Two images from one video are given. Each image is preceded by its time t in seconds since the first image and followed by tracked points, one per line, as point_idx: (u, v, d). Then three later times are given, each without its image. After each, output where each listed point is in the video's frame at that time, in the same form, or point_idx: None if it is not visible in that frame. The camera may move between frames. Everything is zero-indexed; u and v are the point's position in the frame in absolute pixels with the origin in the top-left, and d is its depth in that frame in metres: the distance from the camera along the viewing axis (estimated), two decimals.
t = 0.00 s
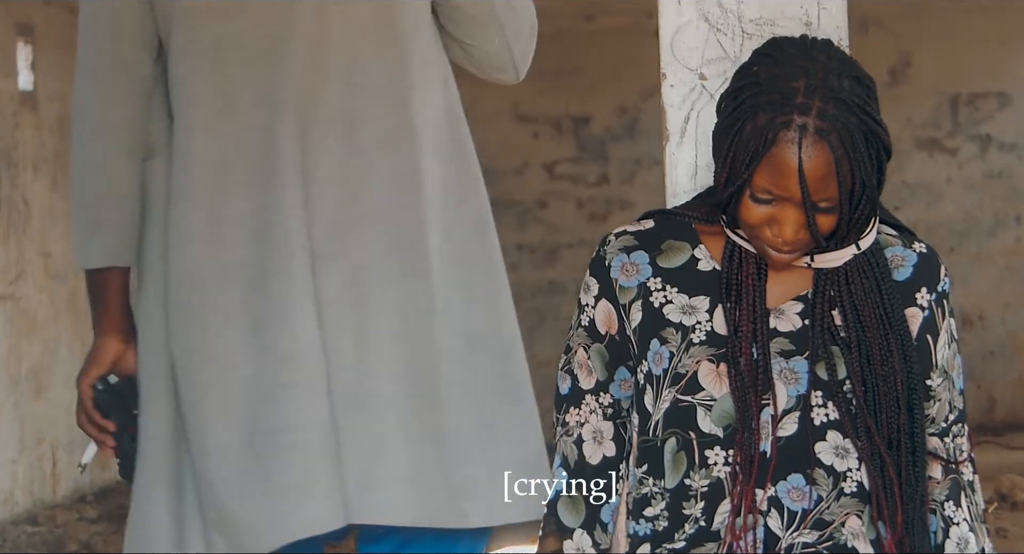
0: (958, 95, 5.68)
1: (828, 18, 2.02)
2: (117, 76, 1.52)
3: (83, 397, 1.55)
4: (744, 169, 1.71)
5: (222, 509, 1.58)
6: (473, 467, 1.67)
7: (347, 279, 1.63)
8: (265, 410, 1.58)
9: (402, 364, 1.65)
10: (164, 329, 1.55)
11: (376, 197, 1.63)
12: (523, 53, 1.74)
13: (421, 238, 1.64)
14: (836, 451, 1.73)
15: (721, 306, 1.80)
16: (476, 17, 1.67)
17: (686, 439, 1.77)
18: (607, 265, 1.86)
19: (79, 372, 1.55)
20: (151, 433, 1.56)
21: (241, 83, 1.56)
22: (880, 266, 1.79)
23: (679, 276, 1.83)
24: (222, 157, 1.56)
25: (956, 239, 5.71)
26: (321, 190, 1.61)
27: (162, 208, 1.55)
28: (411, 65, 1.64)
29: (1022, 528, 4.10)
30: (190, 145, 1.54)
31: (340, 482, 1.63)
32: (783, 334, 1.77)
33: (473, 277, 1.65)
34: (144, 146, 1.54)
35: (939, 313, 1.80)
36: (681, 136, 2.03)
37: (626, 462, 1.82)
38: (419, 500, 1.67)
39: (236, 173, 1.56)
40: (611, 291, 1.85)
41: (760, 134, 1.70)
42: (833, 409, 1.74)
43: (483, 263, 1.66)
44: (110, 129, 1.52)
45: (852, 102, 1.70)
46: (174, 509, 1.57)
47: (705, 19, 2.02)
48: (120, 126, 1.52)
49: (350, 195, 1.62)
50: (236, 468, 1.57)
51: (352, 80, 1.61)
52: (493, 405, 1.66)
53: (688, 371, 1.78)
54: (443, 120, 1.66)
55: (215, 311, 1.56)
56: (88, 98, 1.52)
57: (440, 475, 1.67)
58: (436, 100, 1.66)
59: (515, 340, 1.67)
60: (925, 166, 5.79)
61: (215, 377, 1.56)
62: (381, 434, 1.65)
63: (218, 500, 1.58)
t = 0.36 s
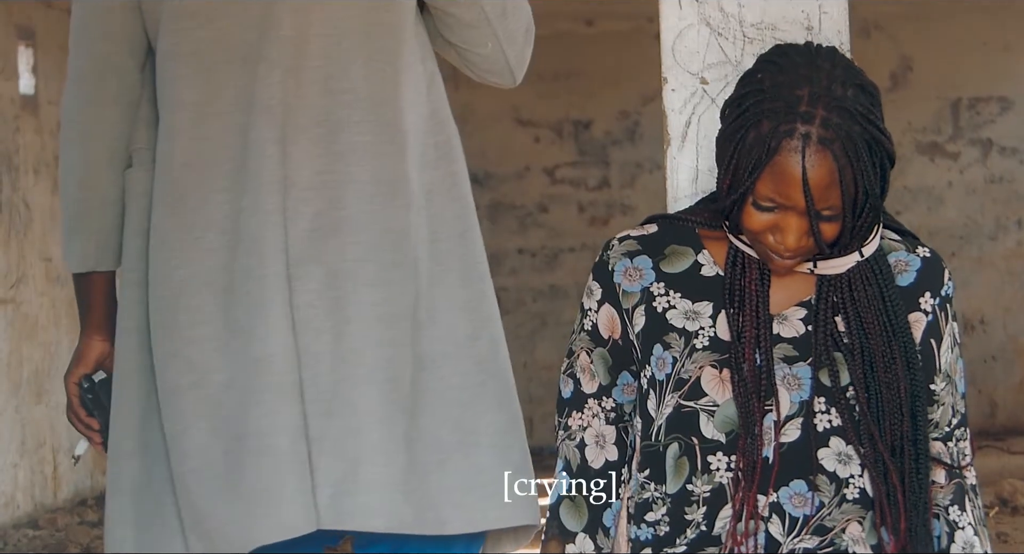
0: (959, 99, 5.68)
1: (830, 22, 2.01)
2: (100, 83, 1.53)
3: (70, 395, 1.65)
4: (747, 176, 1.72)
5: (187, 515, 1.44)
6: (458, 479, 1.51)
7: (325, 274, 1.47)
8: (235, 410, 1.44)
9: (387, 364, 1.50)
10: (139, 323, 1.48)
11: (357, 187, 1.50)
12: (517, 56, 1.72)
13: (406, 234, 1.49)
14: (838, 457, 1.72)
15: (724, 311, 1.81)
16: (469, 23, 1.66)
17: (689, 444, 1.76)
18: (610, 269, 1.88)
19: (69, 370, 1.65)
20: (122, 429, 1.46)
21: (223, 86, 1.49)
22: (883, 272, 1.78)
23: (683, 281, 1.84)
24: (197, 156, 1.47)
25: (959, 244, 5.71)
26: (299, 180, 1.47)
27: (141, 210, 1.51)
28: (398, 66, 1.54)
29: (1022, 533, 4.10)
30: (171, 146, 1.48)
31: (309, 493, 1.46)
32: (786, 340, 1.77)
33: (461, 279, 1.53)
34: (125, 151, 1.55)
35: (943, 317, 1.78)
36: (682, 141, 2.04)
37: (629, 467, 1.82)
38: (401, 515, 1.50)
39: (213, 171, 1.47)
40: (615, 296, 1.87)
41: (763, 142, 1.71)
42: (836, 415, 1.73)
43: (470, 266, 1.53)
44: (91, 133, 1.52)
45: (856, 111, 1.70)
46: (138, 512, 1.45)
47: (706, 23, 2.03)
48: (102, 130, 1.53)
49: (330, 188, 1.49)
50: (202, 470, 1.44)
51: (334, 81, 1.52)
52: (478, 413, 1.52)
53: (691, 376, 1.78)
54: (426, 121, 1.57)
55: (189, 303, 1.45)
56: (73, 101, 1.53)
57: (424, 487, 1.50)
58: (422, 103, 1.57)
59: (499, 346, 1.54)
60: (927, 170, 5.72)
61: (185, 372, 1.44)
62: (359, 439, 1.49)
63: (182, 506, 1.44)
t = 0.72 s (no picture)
0: (959, 100, 5.67)
1: (830, 24, 2.01)
2: (99, 88, 1.52)
3: (63, 402, 1.64)
4: (765, 179, 1.72)
5: (191, 520, 1.43)
6: (463, 482, 1.52)
7: (328, 278, 1.47)
8: (239, 414, 1.44)
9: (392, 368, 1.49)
10: (142, 329, 1.48)
11: (361, 191, 1.50)
12: (509, 61, 1.75)
13: (407, 237, 1.49)
14: (844, 463, 1.71)
15: (734, 314, 1.80)
16: (464, 28, 1.68)
17: (694, 444, 1.76)
18: (623, 266, 1.87)
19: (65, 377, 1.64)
20: (126, 436, 1.46)
21: (225, 91, 1.49)
22: (894, 280, 1.78)
23: (693, 281, 1.84)
24: (202, 161, 1.47)
25: (959, 244, 5.71)
26: (301, 182, 1.47)
27: (141, 214, 1.51)
28: (395, 69, 1.54)
29: None
30: (173, 151, 1.48)
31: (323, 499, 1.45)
32: (795, 344, 1.77)
33: (461, 282, 1.54)
34: (124, 151, 1.55)
35: (953, 329, 1.78)
36: (682, 143, 2.04)
37: (632, 466, 1.83)
38: (406, 519, 1.50)
39: (217, 173, 1.47)
40: (626, 292, 1.86)
41: (782, 146, 1.71)
42: (844, 421, 1.72)
43: (471, 268, 1.55)
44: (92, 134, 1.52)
45: (876, 118, 1.71)
46: (143, 517, 1.46)
47: (705, 25, 2.03)
48: (100, 133, 1.53)
49: (332, 192, 1.49)
50: (205, 476, 1.43)
51: (335, 85, 1.51)
52: (481, 417, 1.53)
53: (700, 376, 1.78)
54: (424, 124, 1.58)
55: (193, 306, 1.45)
56: (69, 106, 1.53)
57: (429, 490, 1.50)
58: (420, 105, 1.58)
59: (500, 348, 1.54)
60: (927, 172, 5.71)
61: (190, 377, 1.44)
62: (364, 444, 1.48)
63: (186, 511, 1.44)
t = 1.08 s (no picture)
0: (959, 100, 5.67)
1: (830, 24, 2.03)
2: (108, 92, 1.53)
3: (65, 407, 1.66)
4: (711, 184, 1.73)
5: (215, 520, 1.48)
6: (473, 474, 1.61)
7: (347, 279, 1.55)
8: (261, 414, 1.49)
9: (407, 367, 1.57)
10: (161, 330, 1.53)
11: (376, 192, 1.57)
12: (503, 61, 1.78)
13: (418, 238, 1.57)
14: (807, 457, 1.72)
15: (691, 313, 1.75)
16: (463, 29, 1.71)
17: (661, 445, 1.74)
18: (584, 267, 1.82)
19: (69, 379, 1.65)
20: (148, 440, 1.53)
21: (241, 93, 1.54)
22: (849, 274, 1.75)
23: (653, 280, 1.78)
24: (224, 166, 1.52)
25: (959, 245, 5.70)
26: (319, 183, 1.54)
27: (155, 216, 1.54)
28: (404, 71, 1.62)
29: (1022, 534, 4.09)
30: (190, 154, 1.52)
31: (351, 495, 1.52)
32: (751, 341, 1.73)
33: (466, 282, 1.63)
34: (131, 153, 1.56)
35: (913, 322, 1.75)
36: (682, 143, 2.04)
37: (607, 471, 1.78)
38: (423, 511, 1.59)
39: (237, 175, 1.52)
40: (586, 293, 1.82)
41: (726, 150, 1.70)
42: (802, 416, 1.71)
43: (476, 265, 1.64)
44: (95, 135, 1.52)
45: (818, 118, 1.70)
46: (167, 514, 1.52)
47: (705, 26, 2.05)
48: (109, 137, 1.53)
49: (348, 192, 1.55)
50: (230, 476, 1.48)
51: (353, 92, 1.58)
52: (488, 411, 1.62)
53: (657, 377, 1.74)
54: (429, 128, 1.65)
55: (215, 309, 1.49)
56: (77, 110, 1.53)
57: (442, 483, 1.59)
58: (424, 107, 1.65)
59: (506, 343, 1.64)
60: (928, 172, 5.72)
61: (212, 379, 1.48)
62: (383, 439, 1.56)
63: (210, 512, 1.48)
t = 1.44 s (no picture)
0: (962, 99, 5.66)
1: (832, 23, 2.02)
2: (111, 90, 1.52)
3: (70, 407, 1.63)
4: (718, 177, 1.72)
5: (218, 518, 1.46)
6: (477, 471, 1.61)
7: (350, 276, 1.54)
8: (265, 410, 1.48)
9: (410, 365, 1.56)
10: (163, 328, 1.52)
11: (380, 190, 1.57)
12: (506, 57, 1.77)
13: (422, 234, 1.57)
14: (832, 452, 1.71)
15: (711, 308, 1.80)
16: (461, 24, 1.71)
17: (682, 441, 1.76)
18: (600, 268, 1.87)
19: (70, 382, 1.63)
20: (151, 436, 1.52)
21: (243, 94, 1.53)
22: (868, 267, 1.76)
23: (671, 277, 1.83)
24: (225, 164, 1.51)
25: (961, 244, 5.70)
26: (323, 181, 1.54)
27: (160, 213, 1.55)
28: (407, 70, 1.62)
29: None
30: (194, 150, 1.51)
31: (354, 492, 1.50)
32: (776, 335, 1.75)
33: (470, 277, 1.65)
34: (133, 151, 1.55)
35: (935, 312, 1.75)
36: (684, 141, 2.04)
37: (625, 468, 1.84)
38: (428, 510, 1.56)
39: (240, 174, 1.52)
40: (605, 294, 1.86)
41: (732, 142, 1.71)
42: (828, 411, 1.71)
43: (477, 263, 1.66)
44: (97, 133, 1.52)
45: (824, 110, 1.70)
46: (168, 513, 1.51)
47: (708, 24, 2.05)
48: (114, 134, 1.52)
49: (352, 190, 1.55)
50: (234, 474, 1.46)
51: (356, 88, 1.58)
52: (491, 407, 1.64)
53: (682, 372, 1.78)
54: (431, 122, 1.67)
55: (217, 306, 1.48)
56: (80, 107, 1.52)
57: (447, 478, 1.58)
58: (427, 106, 1.66)
59: (508, 335, 1.67)
60: (930, 171, 5.70)
61: (216, 376, 1.47)
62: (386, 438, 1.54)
63: (213, 510, 1.46)
